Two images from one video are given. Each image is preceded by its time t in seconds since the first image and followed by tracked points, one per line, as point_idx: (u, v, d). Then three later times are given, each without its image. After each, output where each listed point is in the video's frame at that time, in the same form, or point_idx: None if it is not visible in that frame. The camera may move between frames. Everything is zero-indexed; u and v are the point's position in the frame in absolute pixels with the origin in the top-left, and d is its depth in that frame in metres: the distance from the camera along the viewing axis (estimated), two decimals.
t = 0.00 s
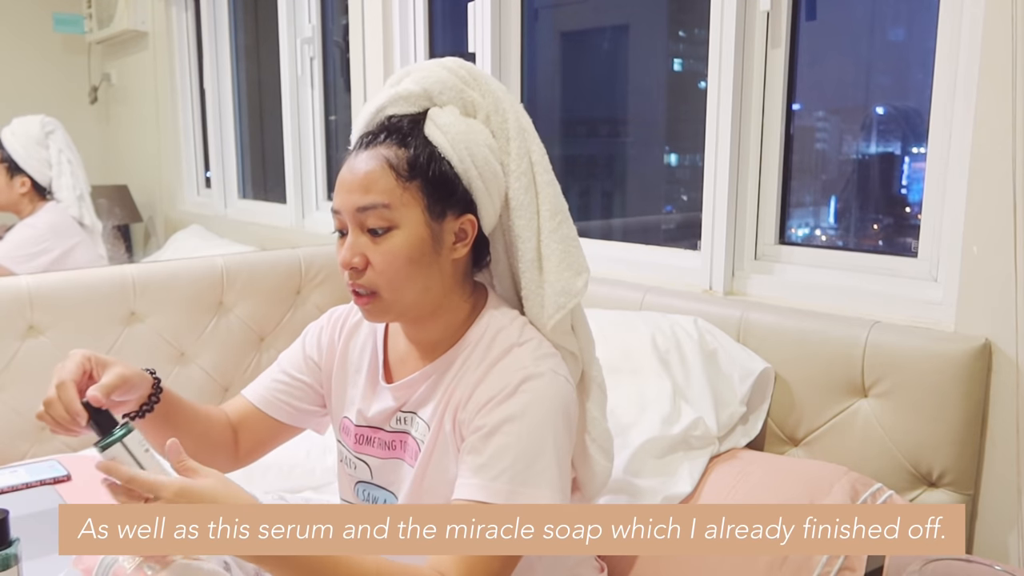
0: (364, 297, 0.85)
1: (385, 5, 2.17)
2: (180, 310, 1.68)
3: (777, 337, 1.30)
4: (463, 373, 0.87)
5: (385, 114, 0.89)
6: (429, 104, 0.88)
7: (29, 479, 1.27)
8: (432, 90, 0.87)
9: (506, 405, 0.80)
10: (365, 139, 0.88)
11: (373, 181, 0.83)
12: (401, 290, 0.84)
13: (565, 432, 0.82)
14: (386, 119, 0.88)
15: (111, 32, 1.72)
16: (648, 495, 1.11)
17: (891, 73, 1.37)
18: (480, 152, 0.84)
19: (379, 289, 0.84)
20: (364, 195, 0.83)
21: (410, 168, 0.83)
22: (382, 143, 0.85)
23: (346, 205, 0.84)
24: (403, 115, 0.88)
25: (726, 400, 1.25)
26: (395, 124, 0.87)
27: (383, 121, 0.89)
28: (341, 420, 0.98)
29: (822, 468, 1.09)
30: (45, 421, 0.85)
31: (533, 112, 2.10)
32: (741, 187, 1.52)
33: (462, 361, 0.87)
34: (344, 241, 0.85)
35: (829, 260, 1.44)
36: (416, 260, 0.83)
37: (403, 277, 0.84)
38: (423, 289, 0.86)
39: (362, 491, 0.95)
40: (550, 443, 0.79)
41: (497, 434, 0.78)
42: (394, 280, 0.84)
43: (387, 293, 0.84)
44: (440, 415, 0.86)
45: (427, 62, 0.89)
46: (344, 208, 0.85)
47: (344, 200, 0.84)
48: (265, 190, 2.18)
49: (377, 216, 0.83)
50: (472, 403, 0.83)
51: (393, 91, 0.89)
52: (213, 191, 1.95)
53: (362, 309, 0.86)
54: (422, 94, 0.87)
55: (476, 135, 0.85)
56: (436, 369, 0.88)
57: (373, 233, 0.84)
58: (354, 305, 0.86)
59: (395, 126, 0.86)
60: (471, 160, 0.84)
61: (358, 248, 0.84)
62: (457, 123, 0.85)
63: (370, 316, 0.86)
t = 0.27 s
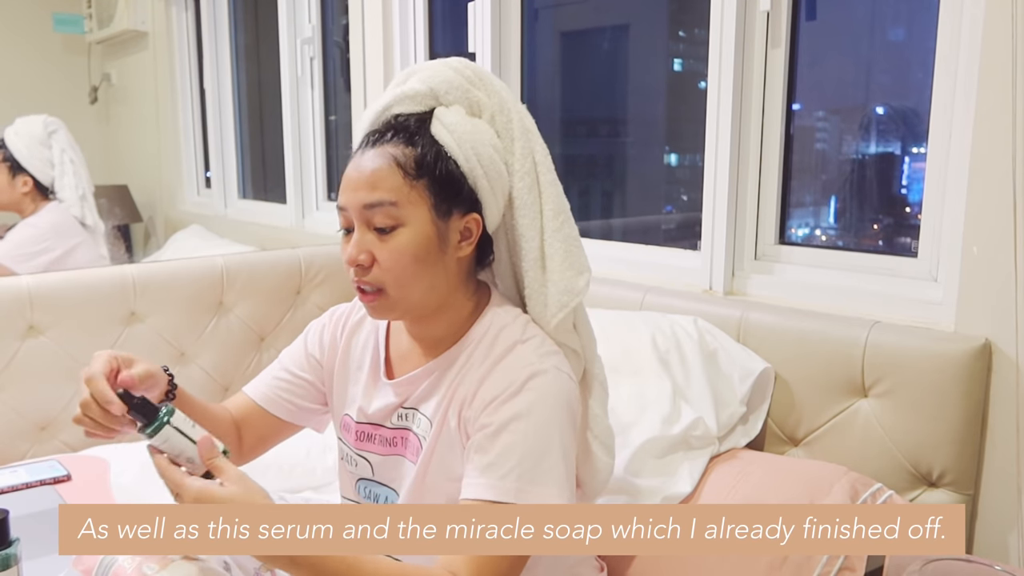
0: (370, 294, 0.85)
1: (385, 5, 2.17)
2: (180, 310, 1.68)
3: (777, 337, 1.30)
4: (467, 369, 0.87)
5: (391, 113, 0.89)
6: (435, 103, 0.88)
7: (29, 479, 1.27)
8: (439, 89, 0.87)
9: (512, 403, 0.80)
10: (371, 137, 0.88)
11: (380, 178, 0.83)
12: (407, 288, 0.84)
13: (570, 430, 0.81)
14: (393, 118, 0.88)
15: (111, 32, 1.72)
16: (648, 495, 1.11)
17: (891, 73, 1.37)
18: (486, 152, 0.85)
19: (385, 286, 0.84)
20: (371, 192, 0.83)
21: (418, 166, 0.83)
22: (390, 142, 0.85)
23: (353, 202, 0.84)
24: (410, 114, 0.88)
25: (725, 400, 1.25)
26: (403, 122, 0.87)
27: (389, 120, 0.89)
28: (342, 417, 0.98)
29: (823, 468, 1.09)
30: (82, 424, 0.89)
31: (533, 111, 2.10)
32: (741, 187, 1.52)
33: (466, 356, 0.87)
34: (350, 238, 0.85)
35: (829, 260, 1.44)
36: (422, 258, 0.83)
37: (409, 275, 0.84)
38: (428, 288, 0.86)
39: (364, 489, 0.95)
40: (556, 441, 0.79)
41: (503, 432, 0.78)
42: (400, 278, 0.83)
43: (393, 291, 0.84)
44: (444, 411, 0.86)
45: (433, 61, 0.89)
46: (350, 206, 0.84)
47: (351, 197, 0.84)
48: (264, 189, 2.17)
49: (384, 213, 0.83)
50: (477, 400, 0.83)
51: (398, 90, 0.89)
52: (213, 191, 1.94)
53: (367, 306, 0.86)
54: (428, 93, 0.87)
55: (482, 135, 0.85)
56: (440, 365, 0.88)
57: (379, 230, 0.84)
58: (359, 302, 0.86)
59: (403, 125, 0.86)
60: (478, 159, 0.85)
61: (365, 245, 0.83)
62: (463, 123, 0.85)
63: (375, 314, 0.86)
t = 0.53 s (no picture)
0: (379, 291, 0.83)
1: (385, 5, 2.17)
2: (180, 310, 1.68)
3: (777, 337, 1.30)
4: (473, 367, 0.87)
5: (394, 113, 0.89)
6: (437, 103, 0.88)
7: (29, 479, 1.27)
8: (441, 89, 0.88)
9: (522, 406, 0.81)
10: (374, 137, 0.87)
11: (392, 175, 0.82)
12: (419, 285, 0.83)
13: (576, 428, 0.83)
14: (397, 117, 0.88)
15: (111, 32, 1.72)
16: (648, 495, 1.11)
17: (891, 73, 1.37)
18: (489, 151, 0.86)
19: (395, 283, 0.82)
20: (383, 188, 0.82)
21: (428, 164, 0.83)
22: (396, 140, 0.84)
23: (363, 200, 0.83)
24: (412, 114, 0.87)
25: (725, 400, 1.25)
26: (409, 121, 0.86)
27: (391, 119, 0.89)
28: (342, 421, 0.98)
29: (823, 468, 1.09)
30: (120, 455, 0.90)
31: (533, 111, 2.10)
32: (741, 187, 1.52)
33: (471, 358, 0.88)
34: (359, 235, 0.83)
35: (828, 260, 1.44)
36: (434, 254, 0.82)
37: (420, 271, 0.82)
38: (439, 285, 0.85)
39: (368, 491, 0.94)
40: (567, 440, 0.81)
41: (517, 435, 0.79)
42: (411, 275, 0.82)
43: (403, 288, 0.83)
44: (449, 412, 0.86)
45: (433, 63, 0.90)
46: (361, 203, 0.83)
47: (361, 194, 0.83)
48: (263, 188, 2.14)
49: (396, 209, 0.82)
50: (485, 402, 0.84)
51: (399, 90, 0.89)
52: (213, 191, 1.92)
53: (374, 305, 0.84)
54: (431, 93, 0.88)
55: (486, 135, 0.86)
56: (444, 365, 0.88)
57: (391, 226, 0.82)
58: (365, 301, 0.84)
59: (410, 124, 0.86)
60: (482, 157, 0.86)
61: (375, 241, 0.82)
62: (467, 122, 0.86)
63: (381, 312, 0.84)
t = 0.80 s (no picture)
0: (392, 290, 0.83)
1: (385, 5, 2.17)
2: (180, 310, 1.68)
3: (777, 337, 1.30)
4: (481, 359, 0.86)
5: (394, 112, 0.88)
6: (436, 102, 0.88)
7: (29, 479, 1.27)
8: (441, 88, 0.87)
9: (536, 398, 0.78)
10: (376, 138, 0.87)
11: (399, 174, 0.83)
12: (430, 281, 0.83)
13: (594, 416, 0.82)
14: (398, 117, 0.87)
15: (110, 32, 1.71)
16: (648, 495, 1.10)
17: (891, 73, 1.37)
18: (492, 148, 0.86)
19: (408, 280, 0.82)
20: (392, 187, 0.82)
21: (435, 162, 0.84)
22: (402, 140, 0.85)
23: (372, 200, 0.83)
24: (414, 113, 0.87)
25: (726, 400, 1.25)
26: (412, 121, 0.86)
27: (392, 118, 0.88)
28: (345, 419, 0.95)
29: (824, 468, 1.08)
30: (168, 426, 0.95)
31: (533, 111, 2.10)
32: (741, 187, 1.52)
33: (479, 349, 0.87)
34: (368, 236, 0.83)
35: (828, 260, 1.44)
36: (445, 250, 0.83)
37: (433, 268, 0.83)
38: (449, 281, 0.85)
39: (375, 486, 0.92)
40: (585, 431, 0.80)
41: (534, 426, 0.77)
42: (424, 271, 0.82)
43: (416, 285, 0.83)
44: (458, 404, 0.86)
45: (428, 63, 0.90)
46: (370, 203, 0.83)
47: (369, 194, 0.83)
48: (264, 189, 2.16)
49: (406, 208, 0.82)
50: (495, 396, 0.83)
51: (398, 90, 0.88)
52: (213, 191, 1.93)
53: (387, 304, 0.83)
54: (430, 91, 0.87)
55: (487, 133, 0.86)
56: (450, 357, 0.87)
57: (402, 225, 0.83)
58: (378, 301, 0.83)
59: (413, 123, 0.86)
60: (484, 154, 0.86)
61: (387, 240, 0.82)
62: (467, 120, 0.86)
63: (395, 310, 0.83)
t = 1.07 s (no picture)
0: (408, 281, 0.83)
1: (385, 5, 2.17)
2: (180, 310, 1.68)
3: (777, 338, 1.30)
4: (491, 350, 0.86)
5: (406, 112, 0.88)
6: (447, 102, 0.88)
7: (29, 479, 1.28)
8: (451, 88, 0.88)
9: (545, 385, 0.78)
10: (391, 135, 0.87)
11: (412, 167, 0.83)
12: (445, 272, 0.83)
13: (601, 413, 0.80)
14: (411, 115, 0.87)
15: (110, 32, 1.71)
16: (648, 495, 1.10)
17: (891, 73, 1.37)
18: (502, 147, 0.87)
19: (424, 271, 0.82)
20: (406, 180, 0.83)
21: (447, 156, 0.84)
22: (415, 136, 0.85)
23: (385, 192, 0.83)
24: (426, 112, 0.87)
25: (726, 400, 1.25)
26: (425, 118, 0.86)
27: (404, 118, 0.88)
28: (355, 412, 0.94)
29: (824, 467, 1.08)
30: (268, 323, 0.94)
31: (533, 111, 2.10)
32: (741, 187, 1.52)
33: (490, 336, 0.87)
34: (383, 229, 0.84)
35: (829, 260, 1.44)
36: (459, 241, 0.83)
37: (448, 258, 0.83)
38: (463, 272, 0.85)
39: (382, 479, 0.90)
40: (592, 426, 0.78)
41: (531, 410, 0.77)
42: (439, 262, 0.82)
43: (432, 276, 0.83)
44: (470, 390, 0.85)
45: (439, 64, 0.90)
46: (384, 196, 0.83)
47: (384, 188, 0.83)
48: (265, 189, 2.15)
49: (421, 200, 0.82)
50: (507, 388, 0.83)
51: (410, 90, 0.88)
52: (213, 191, 1.93)
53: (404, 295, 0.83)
54: (441, 92, 0.88)
55: (497, 133, 0.87)
56: (463, 345, 0.87)
57: (416, 217, 0.83)
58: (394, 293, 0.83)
59: (426, 121, 0.85)
60: (495, 152, 0.86)
61: (402, 232, 0.82)
62: (478, 120, 0.86)
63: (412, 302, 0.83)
